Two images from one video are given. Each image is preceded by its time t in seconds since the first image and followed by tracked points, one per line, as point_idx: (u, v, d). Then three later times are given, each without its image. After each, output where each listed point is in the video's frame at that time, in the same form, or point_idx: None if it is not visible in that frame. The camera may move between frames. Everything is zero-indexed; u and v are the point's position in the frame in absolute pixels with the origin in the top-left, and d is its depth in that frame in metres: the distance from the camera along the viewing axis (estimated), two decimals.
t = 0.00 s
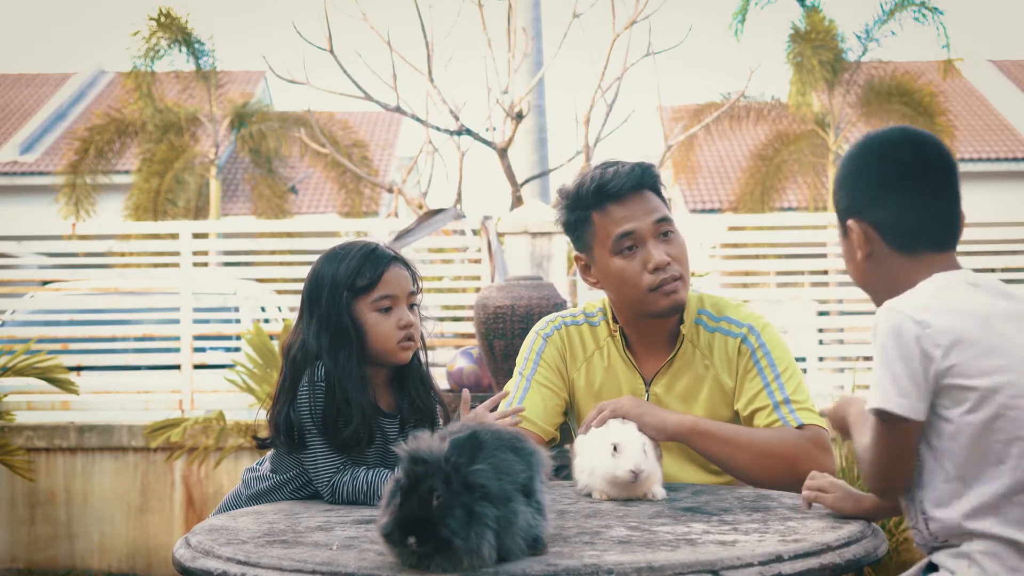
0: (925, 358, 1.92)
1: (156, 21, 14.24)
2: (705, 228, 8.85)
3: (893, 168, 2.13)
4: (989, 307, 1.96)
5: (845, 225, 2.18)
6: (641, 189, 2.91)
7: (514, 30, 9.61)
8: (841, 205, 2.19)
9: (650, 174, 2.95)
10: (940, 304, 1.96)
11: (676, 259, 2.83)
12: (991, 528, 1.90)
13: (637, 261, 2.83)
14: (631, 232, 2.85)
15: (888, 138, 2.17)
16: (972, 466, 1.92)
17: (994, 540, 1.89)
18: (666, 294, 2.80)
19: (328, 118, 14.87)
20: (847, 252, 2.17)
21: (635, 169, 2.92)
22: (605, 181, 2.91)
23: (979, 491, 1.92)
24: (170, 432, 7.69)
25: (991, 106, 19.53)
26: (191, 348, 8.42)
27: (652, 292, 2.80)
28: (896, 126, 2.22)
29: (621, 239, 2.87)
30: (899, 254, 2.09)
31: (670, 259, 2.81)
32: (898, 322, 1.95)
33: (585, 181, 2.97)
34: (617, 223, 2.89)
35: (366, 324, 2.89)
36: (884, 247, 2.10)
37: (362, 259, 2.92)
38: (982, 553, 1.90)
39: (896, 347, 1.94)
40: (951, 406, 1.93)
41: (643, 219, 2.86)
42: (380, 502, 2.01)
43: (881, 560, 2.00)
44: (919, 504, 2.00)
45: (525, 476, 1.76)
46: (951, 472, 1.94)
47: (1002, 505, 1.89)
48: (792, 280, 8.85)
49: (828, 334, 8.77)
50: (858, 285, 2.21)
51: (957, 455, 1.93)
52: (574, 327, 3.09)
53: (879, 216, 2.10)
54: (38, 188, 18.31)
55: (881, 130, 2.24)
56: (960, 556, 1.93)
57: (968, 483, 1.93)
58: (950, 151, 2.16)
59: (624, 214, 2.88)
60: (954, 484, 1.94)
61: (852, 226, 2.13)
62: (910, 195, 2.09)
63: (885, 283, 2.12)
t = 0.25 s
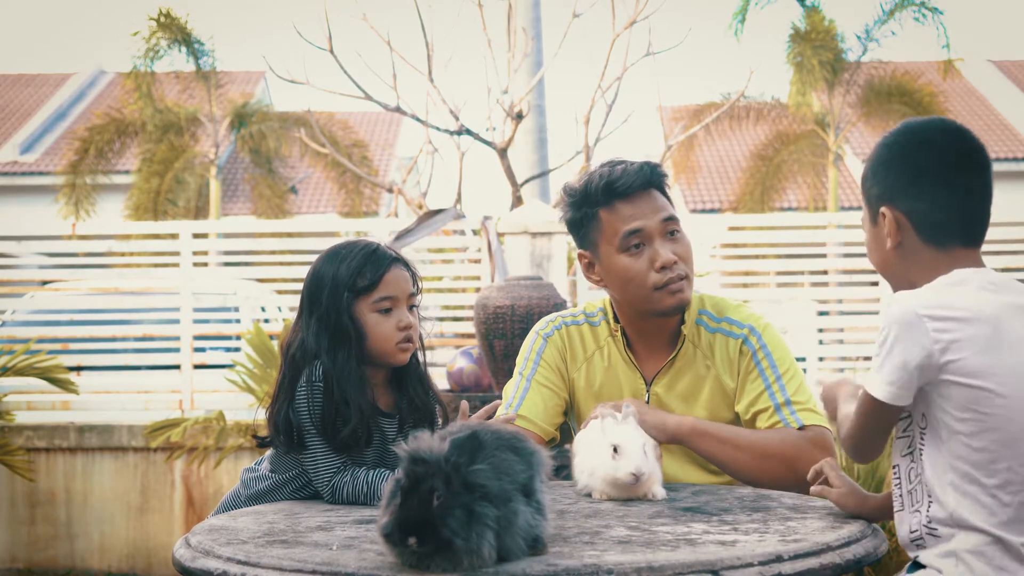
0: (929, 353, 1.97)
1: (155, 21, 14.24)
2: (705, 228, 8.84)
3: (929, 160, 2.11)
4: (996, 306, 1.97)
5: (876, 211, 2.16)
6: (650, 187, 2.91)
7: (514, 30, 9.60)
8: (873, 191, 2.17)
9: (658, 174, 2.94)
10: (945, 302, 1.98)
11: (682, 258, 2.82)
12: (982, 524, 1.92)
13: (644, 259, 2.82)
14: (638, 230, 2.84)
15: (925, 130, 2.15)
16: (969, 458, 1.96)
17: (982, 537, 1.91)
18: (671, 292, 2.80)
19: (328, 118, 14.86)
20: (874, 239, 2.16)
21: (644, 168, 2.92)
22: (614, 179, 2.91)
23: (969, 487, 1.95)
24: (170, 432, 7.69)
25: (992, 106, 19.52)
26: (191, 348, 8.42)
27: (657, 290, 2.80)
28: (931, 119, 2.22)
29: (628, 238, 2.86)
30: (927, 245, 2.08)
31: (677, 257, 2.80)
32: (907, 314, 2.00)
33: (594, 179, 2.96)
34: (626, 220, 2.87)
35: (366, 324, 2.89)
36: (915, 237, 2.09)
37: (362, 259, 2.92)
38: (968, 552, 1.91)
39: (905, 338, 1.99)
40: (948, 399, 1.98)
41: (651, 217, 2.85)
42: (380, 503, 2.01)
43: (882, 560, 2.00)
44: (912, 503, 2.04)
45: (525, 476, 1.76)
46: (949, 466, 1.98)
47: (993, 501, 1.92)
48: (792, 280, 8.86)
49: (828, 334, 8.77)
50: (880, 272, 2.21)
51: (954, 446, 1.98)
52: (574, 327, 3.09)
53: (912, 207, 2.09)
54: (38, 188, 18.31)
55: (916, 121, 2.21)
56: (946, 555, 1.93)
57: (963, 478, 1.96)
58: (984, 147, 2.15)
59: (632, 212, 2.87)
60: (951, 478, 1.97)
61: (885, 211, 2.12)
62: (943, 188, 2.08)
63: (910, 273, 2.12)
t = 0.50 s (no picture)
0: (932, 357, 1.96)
1: (155, 21, 14.24)
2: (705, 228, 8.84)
3: (932, 164, 2.11)
4: (998, 308, 1.97)
5: (879, 216, 2.15)
6: (652, 186, 2.91)
7: (514, 30, 9.60)
8: (877, 196, 2.16)
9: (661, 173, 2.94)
10: (946, 304, 1.98)
11: (685, 256, 2.82)
12: (985, 525, 1.92)
13: (647, 257, 2.82)
14: (642, 226, 2.84)
15: (929, 135, 2.15)
16: (973, 458, 1.95)
17: (987, 538, 1.91)
18: (672, 291, 2.80)
19: (327, 118, 14.85)
20: (877, 243, 2.15)
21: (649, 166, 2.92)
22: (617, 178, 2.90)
23: (973, 487, 1.95)
24: (170, 432, 7.69)
25: (992, 106, 19.52)
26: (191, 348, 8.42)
27: (658, 287, 2.81)
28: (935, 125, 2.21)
29: (632, 233, 2.86)
30: (930, 248, 2.07)
31: (680, 255, 2.80)
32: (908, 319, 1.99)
33: (597, 176, 2.95)
34: (630, 219, 2.86)
35: (374, 325, 2.89)
36: (917, 241, 2.09)
37: (369, 259, 2.92)
38: (973, 554, 1.91)
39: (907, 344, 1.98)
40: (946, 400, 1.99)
41: (654, 216, 2.85)
42: (380, 503, 2.01)
43: (881, 560, 2.00)
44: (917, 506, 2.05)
45: (525, 476, 1.76)
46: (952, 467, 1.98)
47: (997, 501, 1.92)
48: (792, 280, 8.85)
49: (828, 334, 8.77)
50: (883, 276, 2.20)
51: (958, 447, 1.98)
52: (574, 327, 3.09)
53: (915, 211, 2.09)
54: (38, 188, 18.31)
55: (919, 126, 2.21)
56: (952, 558, 1.93)
57: (966, 479, 1.96)
58: (987, 153, 2.15)
59: (635, 209, 2.87)
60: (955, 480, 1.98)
61: (888, 216, 2.11)
62: (945, 192, 2.07)
63: (912, 276, 2.12)
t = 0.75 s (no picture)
0: (938, 356, 1.96)
1: (155, 21, 14.23)
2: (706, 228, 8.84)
3: (939, 164, 2.10)
4: (997, 309, 1.98)
5: (888, 216, 2.14)
6: (653, 173, 2.95)
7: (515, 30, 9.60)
8: (883, 197, 2.15)
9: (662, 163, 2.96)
10: (945, 308, 1.99)
11: (688, 242, 2.84)
12: (973, 526, 1.94)
13: (649, 240, 2.83)
14: (644, 210, 2.87)
15: (935, 135, 2.14)
16: (962, 459, 1.96)
17: (975, 539, 1.93)
18: (673, 282, 2.81)
19: (328, 118, 14.85)
20: (884, 244, 2.15)
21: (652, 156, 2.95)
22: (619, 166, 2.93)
23: (962, 490, 1.96)
24: (170, 432, 7.69)
25: (992, 106, 19.52)
26: (191, 348, 8.41)
27: (660, 273, 2.82)
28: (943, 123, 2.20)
29: (634, 219, 2.88)
30: (938, 249, 2.07)
31: (683, 239, 2.82)
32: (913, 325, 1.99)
33: (599, 166, 2.97)
34: (631, 201, 2.89)
35: (380, 323, 2.90)
36: (926, 242, 2.08)
37: (375, 258, 2.92)
38: (960, 553, 1.94)
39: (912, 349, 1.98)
40: (947, 403, 1.98)
41: (655, 201, 2.88)
42: (380, 503, 2.01)
43: (881, 560, 2.00)
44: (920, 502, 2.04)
45: (525, 476, 1.76)
46: (944, 466, 1.99)
47: (986, 501, 1.93)
48: (792, 279, 8.85)
49: (828, 334, 8.77)
50: (888, 276, 2.20)
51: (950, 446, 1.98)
52: (576, 325, 3.08)
53: (922, 213, 2.08)
54: (38, 188, 18.30)
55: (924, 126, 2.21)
56: (941, 557, 1.97)
57: (957, 478, 1.97)
58: (991, 153, 2.14)
59: (641, 193, 2.90)
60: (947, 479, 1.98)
61: (896, 218, 2.10)
62: (953, 193, 2.07)
63: (919, 277, 2.12)
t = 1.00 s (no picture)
0: (951, 361, 1.93)
1: (155, 20, 14.23)
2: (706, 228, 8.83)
3: (953, 162, 2.08)
4: (1002, 312, 1.96)
5: (896, 210, 2.13)
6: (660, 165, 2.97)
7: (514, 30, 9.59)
8: (893, 190, 2.13)
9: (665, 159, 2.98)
10: (948, 316, 1.97)
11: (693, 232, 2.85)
12: (975, 523, 1.95)
13: (655, 228, 2.84)
14: (652, 198, 2.88)
15: (952, 133, 2.12)
16: (969, 459, 1.95)
17: (978, 538, 1.94)
18: (678, 273, 2.81)
19: (327, 118, 14.85)
20: (890, 236, 2.14)
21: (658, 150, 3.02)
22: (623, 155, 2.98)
23: (969, 490, 1.95)
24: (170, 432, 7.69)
25: (991, 106, 19.53)
26: (191, 348, 8.41)
27: (664, 261, 2.83)
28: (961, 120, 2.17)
29: (641, 208, 2.88)
30: (942, 250, 2.07)
31: (688, 228, 2.83)
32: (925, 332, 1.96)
33: (605, 157, 3.00)
34: (641, 189, 2.91)
35: (392, 319, 2.93)
36: (932, 241, 2.07)
37: (385, 256, 2.95)
38: (963, 552, 1.94)
39: (928, 356, 1.94)
40: (957, 408, 1.95)
41: (664, 190, 2.90)
42: (380, 503, 2.02)
43: (881, 560, 2.00)
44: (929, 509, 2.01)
45: (525, 476, 1.76)
46: (952, 468, 1.97)
47: (991, 501, 1.93)
48: (792, 279, 8.85)
49: (828, 334, 8.77)
50: (890, 268, 2.20)
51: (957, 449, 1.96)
52: (577, 323, 3.07)
53: (932, 210, 2.07)
54: (38, 188, 18.30)
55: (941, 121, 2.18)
56: (942, 556, 1.98)
57: (966, 478, 1.96)
58: (1006, 154, 2.12)
59: (651, 183, 2.92)
60: (953, 480, 1.97)
61: (905, 213, 2.09)
62: (963, 194, 2.06)
63: (919, 274, 2.11)
